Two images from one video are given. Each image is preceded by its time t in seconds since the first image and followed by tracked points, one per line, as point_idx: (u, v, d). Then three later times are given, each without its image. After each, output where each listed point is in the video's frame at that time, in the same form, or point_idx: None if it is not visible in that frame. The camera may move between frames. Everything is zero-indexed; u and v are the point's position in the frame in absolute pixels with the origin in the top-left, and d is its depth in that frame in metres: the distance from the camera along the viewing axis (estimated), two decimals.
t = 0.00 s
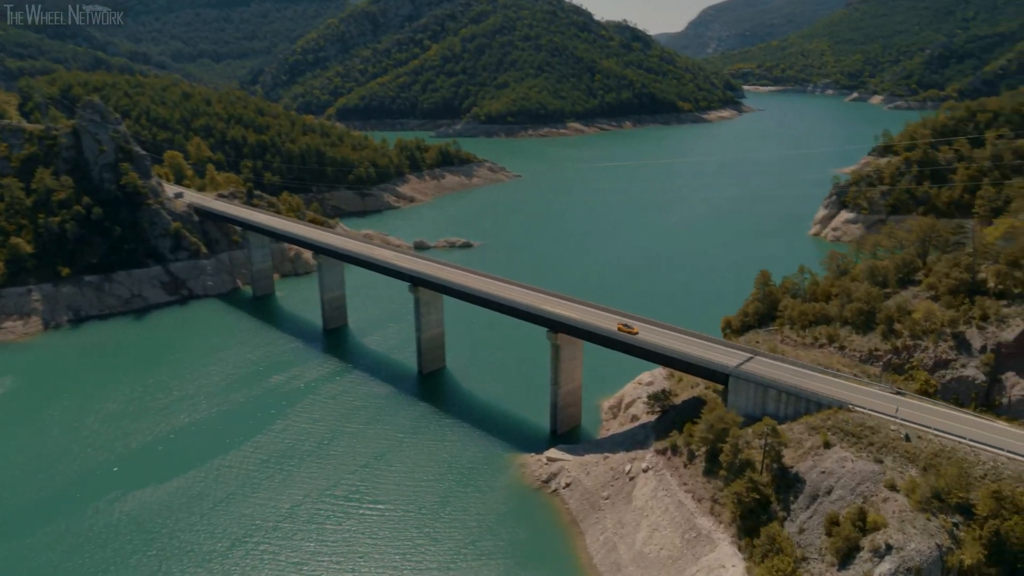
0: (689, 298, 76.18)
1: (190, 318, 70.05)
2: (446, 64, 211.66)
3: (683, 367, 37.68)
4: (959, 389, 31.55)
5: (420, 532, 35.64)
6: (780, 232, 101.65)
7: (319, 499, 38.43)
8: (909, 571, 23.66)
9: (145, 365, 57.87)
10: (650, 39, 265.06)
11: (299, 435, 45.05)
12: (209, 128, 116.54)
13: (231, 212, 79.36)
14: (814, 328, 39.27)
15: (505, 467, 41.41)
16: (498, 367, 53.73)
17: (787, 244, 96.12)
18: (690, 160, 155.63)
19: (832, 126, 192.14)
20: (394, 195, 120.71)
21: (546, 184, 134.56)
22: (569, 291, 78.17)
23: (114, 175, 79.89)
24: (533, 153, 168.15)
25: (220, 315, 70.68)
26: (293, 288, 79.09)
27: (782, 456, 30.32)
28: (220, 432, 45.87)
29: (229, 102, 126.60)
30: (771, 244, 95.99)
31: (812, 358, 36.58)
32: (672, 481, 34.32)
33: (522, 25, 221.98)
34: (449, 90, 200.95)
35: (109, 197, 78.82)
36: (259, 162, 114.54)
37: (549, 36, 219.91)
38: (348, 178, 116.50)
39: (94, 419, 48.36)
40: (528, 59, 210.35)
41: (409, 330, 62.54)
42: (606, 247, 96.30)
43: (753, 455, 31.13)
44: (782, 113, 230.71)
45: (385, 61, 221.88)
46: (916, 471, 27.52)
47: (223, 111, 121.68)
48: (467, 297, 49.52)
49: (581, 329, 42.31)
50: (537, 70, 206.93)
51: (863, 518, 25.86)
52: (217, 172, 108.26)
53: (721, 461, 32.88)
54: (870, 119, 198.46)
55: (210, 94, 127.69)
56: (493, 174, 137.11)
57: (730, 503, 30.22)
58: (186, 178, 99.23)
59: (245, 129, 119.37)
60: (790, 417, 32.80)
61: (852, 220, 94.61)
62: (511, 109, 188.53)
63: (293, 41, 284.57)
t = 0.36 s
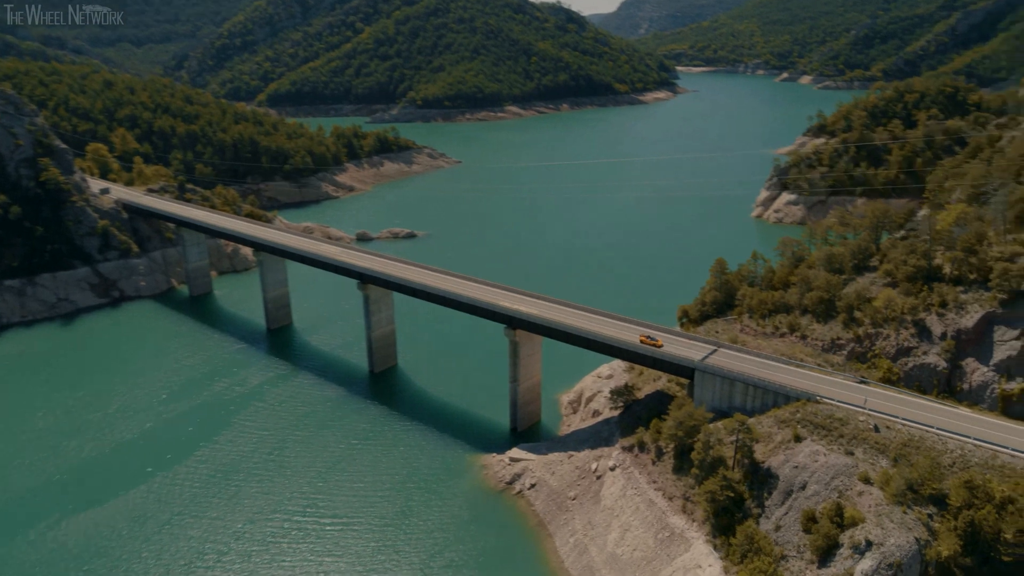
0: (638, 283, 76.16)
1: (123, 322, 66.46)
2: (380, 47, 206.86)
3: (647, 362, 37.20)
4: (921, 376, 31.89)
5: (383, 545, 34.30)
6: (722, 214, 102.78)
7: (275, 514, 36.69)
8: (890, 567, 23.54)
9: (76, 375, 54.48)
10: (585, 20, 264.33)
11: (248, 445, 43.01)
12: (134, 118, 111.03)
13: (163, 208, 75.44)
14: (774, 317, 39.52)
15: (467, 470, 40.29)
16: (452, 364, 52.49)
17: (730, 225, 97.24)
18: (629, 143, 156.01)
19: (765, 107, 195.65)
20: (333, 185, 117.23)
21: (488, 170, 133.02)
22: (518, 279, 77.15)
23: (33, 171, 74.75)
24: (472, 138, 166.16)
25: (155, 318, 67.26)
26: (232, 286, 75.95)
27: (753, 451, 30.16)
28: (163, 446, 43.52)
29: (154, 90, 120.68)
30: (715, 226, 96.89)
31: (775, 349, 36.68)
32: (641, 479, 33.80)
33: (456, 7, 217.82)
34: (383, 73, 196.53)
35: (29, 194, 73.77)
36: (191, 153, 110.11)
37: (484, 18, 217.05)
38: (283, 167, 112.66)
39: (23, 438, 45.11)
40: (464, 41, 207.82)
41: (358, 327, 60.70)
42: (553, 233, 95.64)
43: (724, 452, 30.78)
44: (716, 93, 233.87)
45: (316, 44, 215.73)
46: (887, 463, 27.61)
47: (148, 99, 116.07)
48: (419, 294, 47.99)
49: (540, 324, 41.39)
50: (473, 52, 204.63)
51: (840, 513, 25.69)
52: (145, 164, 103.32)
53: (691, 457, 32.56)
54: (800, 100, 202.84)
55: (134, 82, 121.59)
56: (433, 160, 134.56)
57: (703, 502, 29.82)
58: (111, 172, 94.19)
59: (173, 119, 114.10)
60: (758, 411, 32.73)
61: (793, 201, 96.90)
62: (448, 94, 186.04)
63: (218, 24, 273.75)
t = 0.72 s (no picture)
0: (578, 274, 75.80)
1: (40, 340, 62.11)
2: (301, 39, 200.80)
3: (607, 365, 36.72)
4: (876, 368, 32.34)
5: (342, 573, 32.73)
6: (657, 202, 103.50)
7: (224, 545, 34.67)
8: (866, 566, 23.49)
9: None
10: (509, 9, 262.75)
11: (189, 470, 40.60)
12: (41, 118, 104.34)
13: (79, 216, 70.78)
14: (727, 313, 39.64)
15: (424, 484, 38.97)
16: (400, 370, 50.99)
17: (665, 212, 97.95)
18: (559, 133, 155.95)
19: (688, 95, 199.18)
20: (261, 185, 113.26)
21: (419, 164, 130.94)
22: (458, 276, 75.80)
23: None
24: (401, 131, 163.37)
25: (75, 334, 63.13)
26: (158, 296, 72.11)
27: (719, 453, 30.01)
28: (92, 475, 40.68)
29: (61, 87, 113.48)
30: (651, 215, 97.41)
31: (731, 345, 36.76)
32: (606, 484, 33.23)
33: None
34: (305, 66, 190.84)
35: None
36: (105, 154, 104.42)
37: (408, 9, 213.54)
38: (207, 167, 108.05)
39: None
40: (388, 32, 204.32)
41: (298, 334, 58.41)
42: (490, 227, 94.50)
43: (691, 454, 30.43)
44: (640, 82, 236.80)
45: (233, 37, 207.80)
46: (853, 458, 27.79)
47: (56, 98, 109.20)
48: (364, 302, 46.27)
49: (494, 330, 40.38)
50: (397, 44, 201.55)
51: (813, 513, 25.59)
52: (55, 168, 97.22)
53: (655, 461, 32.19)
54: (721, 88, 207.41)
55: (38, 79, 114.16)
56: (362, 155, 131.31)
57: (673, 507, 29.38)
58: (19, 177, 88.13)
59: (84, 118, 107.72)
60: (720, 410, 32.71)
61: (726, 190, 96.79)
62: (373, 86, 182.45)
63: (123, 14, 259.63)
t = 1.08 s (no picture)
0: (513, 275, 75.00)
1: None
2: (208, 40, 192.80)
3: (560, 375, 36.07)
4: (826, 365, 32.81)
5: None
6: (584, 198, 103.55)
7: None
8: (839, 568, 23.80)
9: None
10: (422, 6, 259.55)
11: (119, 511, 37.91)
12: None
13: None
14: (674, 315, 39.63)
15: (374, 507, 37.49)
16: (339, 386, 49.09)
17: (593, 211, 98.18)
18: (479, 133, 154.57)
19: (603, 92, 201.37)
20: (174, 195, 108.21)
21: (341, 168, 127.71)
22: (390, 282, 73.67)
23: None
24: (318, 133, 159.12)
25: None
26: (68, 318, 67.52)
27: (681, 460, 29.82)
28: (10, 521, 37.59)
29: None
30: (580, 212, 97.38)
31: (681, 349, 36.72)
32: (566, 498, 32.59)
33: None
34: (214, 67, 183.25)
35: None
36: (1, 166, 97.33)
37: (320, 7, 208.44)
38: (115, 177, 102.29)
39: None
40: (300, 31, 198.96)
41: (227, 353, 55.56)
42: (418, 228, 92.49)
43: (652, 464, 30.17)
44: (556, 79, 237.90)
45: (134, 38, 196.73)
46: (813, 459, 28.00)
47: None
48: (300, 319, 44.15)
49: (440, 344, 39.09)
50: (310, 44, 196.71)
51: (781, 518, 25.76)
52: None
53: (615, 471, 31.76)
54: (635, 84, 210.92)
55: None
56: (280, 160, 127.01)
57: (638, 519, 29.03)
58: None
59: None
60: (677, 416, 32.54)
61: (652, 186, 98.33)
62: (286, 88, 177.09)
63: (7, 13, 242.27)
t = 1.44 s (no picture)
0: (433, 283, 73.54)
1: None
2: (91, 48, 181.15)
3: (503, 394, 35.41)
4: (765, 368, 33.53)
5: None
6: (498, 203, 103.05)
7: None
8: (802, 572, 24.33)
9: None
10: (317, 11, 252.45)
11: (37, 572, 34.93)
12: None
13: None
14: (609, 325, 39.59)
15: (317, 543, 35.82)
16: (264, 415, 46.68)
17: (509, 213, 97.66)
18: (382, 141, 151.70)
19: (504, 97, 201.81)
20: (64, 217, 101.31)
21: (243, 182, 122.75)
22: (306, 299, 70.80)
23: None
24: (216, 146, 152.52)
25: None
26: None
27: (635, 474, 29.69)
28: None
29: None
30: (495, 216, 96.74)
31: (621, 358, 36.71)
32: (518, 519, 31.89)
33: (177, 2, 198.47)
34: (99, 78, 172.16)
35: None
36: None
37: (212, 15, 200.83)
38: None
39: None
40: (191, 39, 190.80)
41: (137, 386, 51.98)
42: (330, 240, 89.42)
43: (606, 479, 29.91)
44: (458, 85, 236.51)
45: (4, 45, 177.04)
46: (764, 463, 28.38)
47: None
48: (221, 349, 41.63)
49: (376, 367, 37.67)
50: (203, 53, 189.06)
51: (743, 527, 26.07)
52: None
53: (567, 489, 31.32)
54: (536, 87, 213.18)
55: None
56: (179, 175, 120.78)
57: (596, 537, 28.71)
58: None
59: None
60: (625, 428, 32.42)
61: (566, 191, 98.68)
62: (180, 99, 169.09)
63: None
